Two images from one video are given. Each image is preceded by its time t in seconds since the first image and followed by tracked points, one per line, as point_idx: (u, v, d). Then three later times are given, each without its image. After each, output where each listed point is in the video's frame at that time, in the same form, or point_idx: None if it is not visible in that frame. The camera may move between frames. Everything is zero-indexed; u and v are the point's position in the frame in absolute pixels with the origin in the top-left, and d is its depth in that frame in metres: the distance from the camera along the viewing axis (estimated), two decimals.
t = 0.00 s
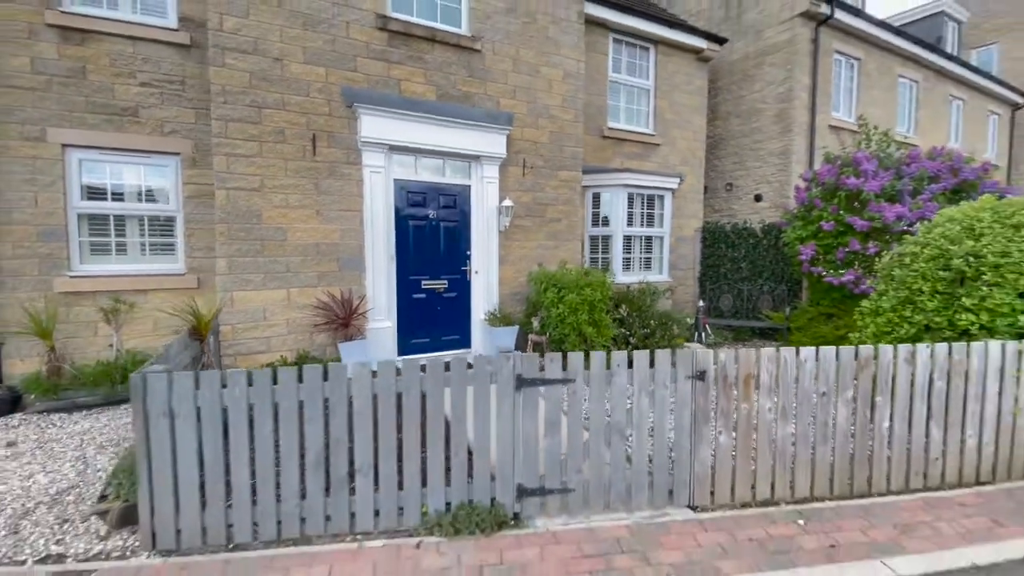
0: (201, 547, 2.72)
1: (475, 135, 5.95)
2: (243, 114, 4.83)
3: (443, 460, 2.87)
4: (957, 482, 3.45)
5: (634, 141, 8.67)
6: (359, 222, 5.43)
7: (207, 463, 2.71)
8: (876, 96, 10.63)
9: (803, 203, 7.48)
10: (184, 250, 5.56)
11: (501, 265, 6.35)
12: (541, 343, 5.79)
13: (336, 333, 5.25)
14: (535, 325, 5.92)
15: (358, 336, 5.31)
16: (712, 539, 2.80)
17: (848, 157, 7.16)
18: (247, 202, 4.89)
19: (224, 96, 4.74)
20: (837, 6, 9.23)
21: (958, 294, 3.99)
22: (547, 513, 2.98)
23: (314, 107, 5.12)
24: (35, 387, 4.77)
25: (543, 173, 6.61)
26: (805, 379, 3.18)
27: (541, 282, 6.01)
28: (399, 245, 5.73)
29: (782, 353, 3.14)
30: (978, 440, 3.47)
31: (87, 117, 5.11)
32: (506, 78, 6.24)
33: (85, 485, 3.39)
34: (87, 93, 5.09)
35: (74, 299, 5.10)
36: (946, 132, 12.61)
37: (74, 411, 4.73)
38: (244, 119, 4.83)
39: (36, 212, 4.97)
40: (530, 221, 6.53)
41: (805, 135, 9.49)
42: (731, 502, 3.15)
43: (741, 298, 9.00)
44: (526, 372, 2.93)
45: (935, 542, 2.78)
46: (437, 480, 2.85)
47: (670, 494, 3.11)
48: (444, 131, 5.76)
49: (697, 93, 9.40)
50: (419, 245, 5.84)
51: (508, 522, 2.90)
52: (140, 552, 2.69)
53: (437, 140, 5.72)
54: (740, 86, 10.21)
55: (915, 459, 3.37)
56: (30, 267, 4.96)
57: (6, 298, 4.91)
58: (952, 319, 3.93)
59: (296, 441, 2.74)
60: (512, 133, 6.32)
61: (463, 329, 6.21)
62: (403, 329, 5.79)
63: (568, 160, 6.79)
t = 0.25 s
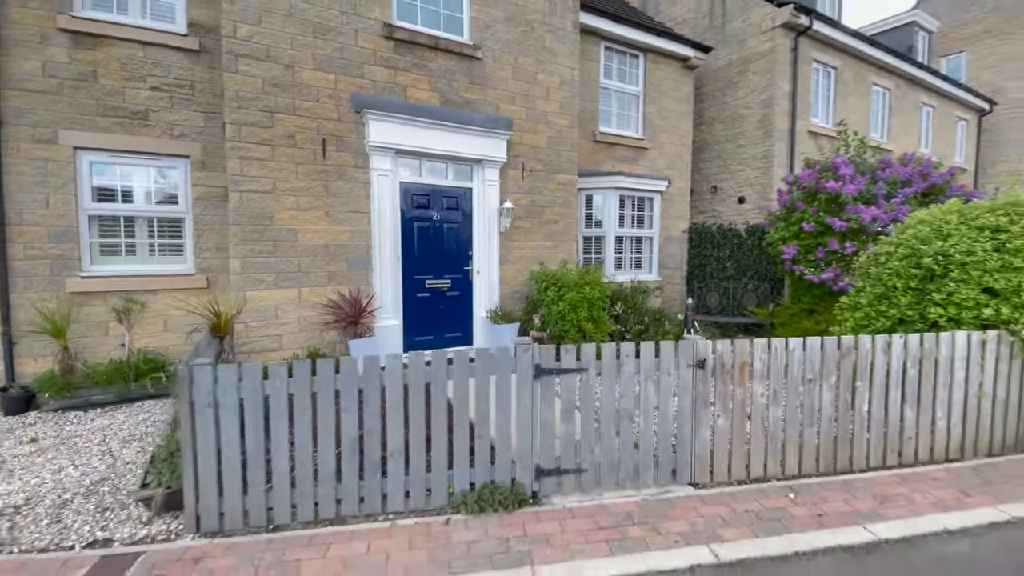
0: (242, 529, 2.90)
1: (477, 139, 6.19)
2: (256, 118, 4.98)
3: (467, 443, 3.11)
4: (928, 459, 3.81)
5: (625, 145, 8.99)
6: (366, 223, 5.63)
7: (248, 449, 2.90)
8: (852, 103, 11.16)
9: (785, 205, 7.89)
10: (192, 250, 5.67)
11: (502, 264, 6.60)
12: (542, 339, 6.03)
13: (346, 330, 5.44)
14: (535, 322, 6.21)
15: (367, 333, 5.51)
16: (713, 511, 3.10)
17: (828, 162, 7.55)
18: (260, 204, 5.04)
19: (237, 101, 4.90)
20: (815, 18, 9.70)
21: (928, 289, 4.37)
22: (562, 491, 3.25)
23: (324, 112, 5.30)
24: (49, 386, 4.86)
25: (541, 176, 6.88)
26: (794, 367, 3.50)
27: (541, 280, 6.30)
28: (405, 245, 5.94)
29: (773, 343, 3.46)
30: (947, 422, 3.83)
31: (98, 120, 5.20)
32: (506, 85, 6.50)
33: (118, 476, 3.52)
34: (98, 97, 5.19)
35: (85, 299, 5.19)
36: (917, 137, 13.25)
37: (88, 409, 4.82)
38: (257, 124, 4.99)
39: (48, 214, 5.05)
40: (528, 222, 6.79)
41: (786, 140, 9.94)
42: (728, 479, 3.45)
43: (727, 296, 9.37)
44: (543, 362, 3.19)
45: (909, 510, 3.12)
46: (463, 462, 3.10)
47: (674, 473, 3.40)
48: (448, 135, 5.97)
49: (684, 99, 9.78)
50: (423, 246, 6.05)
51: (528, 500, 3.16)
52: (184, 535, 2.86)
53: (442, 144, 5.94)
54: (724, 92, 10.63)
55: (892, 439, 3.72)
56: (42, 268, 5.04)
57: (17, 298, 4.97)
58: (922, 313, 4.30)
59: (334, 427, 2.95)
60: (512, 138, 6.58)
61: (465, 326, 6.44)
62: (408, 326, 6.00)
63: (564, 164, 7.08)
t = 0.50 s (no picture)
0: (286, 505, 3.11)
1: (483, 141, 6.43)
2: (273, 120, 5.17)
3: (493, 424, 3.36)
4: (907, 435, 4.18)
5: (619, 147, 9.32)
6: (378, 222, 5.84)
7: (291, 431, 3.11)
8: (832, 108, 11.67)
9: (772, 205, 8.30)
10: (206, 248, 5.81)
11: (505, 262, 6.86)
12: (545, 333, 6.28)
13: (359, 325, 5.65)
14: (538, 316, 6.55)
15: (379, 328, 5.71)
16: (718, 482, 3.40)
17: (812, 164, 7.95)
18: (277, 203, 5.22)
19: (255, 104, 5.08)
20: (798, 27, 10.16)
21: (906, 282, 4.75)
22: (579, 467, 3.53)
23: (338, 115, 5.51)
24: (70, 381, 4.97)
25: (542, 177, 7.15)
26: (788, 352, 3.84)
27: (544, 276, 6.66)
28: (413, 243, 6.16)
29: (769, 330, 3.79)
30: (924, 401, 4.20)
31: (115, 120, 5.32)
32: (509, 89, 6.77)
33: (154, 462, 3.67)
34: (115, 98, 5.30)
35: (103, 295, 5.31)
36: (893, 141, 13.87)
37: (107, 403, 4.94)
38: (274, 125, 5.17)
39: (66, 212, 5.15)
40: (530, 221, 7.06)
41: (771, 143, 10.38)
42: (729, 456, 3.76)
43: (716, 292, 9.72)
44: (562, 348, 3.47)
45: (891, 479, 3.46)
46: (489, 441, 3.36)
47: (680, 450, 3.70)
48: (455, 137, 6.21)
49: (675, 102, 10.15)
50: (431, 244, 6.29)
51: (549, 475, 3.43)
52: (232, 512, 3.05)
53: (449, 146, 6.17)
54: (711, 97, 11.05)
55: (875, 418, 4.08)
56: (61, 265, 5.14)
57: (36, 295, 5.08)
58: (901, 303, 4.65)
59: (371, 409, 3.19)
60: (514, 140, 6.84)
61: (471, 322, 6.68)
62: (417, 322, 6.23)
63: (563, 165, 7.36)
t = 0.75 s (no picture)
0: (327, 489, 3.32)
1: (490, 145, 6.68)
2: (292, 125, 5.35)
3: (517, 411, 3.63)
4: (893, 420, 4.52)
5: (615, 151, 9.63)
6: (390, 223, 6.05)
7: (331, 418, 3.34)
8: (816, 114, 12.16)
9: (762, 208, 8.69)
10: (221, 249, 5.96)
11: (510, 262, 7.11)
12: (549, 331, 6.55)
13: (373, 323, 5.85)
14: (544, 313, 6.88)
15: (393, 325, 5.91)
16: (724, 464, 3.70)
17: (800, 169, 8.34)
18: (295, 205, 5.40)
19: (275, 110, 5.26)
20: (785, 36, 10.59)
21: (891, 279, 5.11)
22: (596, 451, 3.80)
23: (352, 121, 5.72)
24: (92, 378, 5.10)
25: (544, 180, 7.42)
26: (786, 343, 4.16)
27: (548, 276, 7.02)
28: (423, 244, 6.39)
29: (768, 323, 4.10)
30: (908, 389, 4.55)
31: (134, 124, 5.44)
32: (513, 95, 7.03)
33: (191, 452, 3.83)
34: (134, 102, 5.43)
35: (122, 295, 5.43)
36: (873, 145, 14.45)
37: (129, 399, 5.07)
38: (292, 130, 5.36)
39: (86, 213, 5.27)
40: (534, 223, 7.33)
41: (760, 148, 10.80)
42: (733, 440, 4.06)
43: (710, 292, 10.16)
44: (580, 341, 3.75)
45: (879, 459, 3.80)
46: (514, 427, 3.61)
47: (688, 435, 3.99)
48: (464, 142, 6.44)
49: (667, 108, 10.51)
50: (440, 245, 6.53)
51: (569, 459, 3.69)
52: (276, 496, 3.25)
53: (458, 150, 6.40)
54: (702, 103, 11.45)
55: (865, 404, 4.41)
56: (82, 265, 5.26)
57: (57, 294, 5.18)
58: (885, 299, 5.06)
59: (406, 399, 3.42)
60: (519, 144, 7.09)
61: (477, 320, 6.92)
62: (427, 320, 6.46)
63: (564, 168, 7.64)
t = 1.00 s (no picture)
0: (362, 472, 3.55)
1: (496, 149, 6.93)
2: (310, 130, 5.56)
3: (536, 398, 3.90)
4: (880, 407, 4.85)
5: (613, 154, 9.93)
6: (402, 224, 6.27)
7: (366, 406, 3.57)
8: (804, 119, 12.60)
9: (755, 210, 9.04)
10: (237, 249, 6.13)
11: (515, 262, 7.36)
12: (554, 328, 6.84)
13: (386, 321, 6.05)
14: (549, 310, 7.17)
15: (405, 322, 6.12)
16: (728, 447, 3.98)
17: (790, 172, 8.72)
18: (313, 207, 5.60)
19: (294, 115, 5.46)
20: (774, 45, 10.99)
21: (877, 276, 5.46)
22: (609, 437, 4.06)
23: (367, 125, 5.94)
24: (116, 375, 5.25)
25: (547, 183, 7.69)
26: (783, 335, 4.46)
27: (552, 275, 7.38)
28: (433, 244, 6.62)
29: (767, 316, 4.41)
30: (895, 378, 4.89)
31: (155, 127, 5.60)
32: (518, 101, 7.29)
33: (226, 442, 4.02)
34: (155, 106, 5.59)
35: (143, 294, 5.58)
36: (858, 149, 14.96)
37: (152, 394, 5.23)
38: (310, 134, 5.56)
39: (108, 214, 5.42)
40: (537, 224, 7.59)
41: (751, 151, 11.18)
42: (735, 426, 4.35)
43: (704, 291, 10.55)
44: (594, 334, 4.01)
45: (868, 441, 4.12)
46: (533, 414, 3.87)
47: (693, 421, 4.27)
48: (472, 146, 6.68)
49: (662, 113, 10.85)
50: (448, 245, 6.77)
51: (584, 444, 3.95)
52: (315, 479, 3.47)
53: (466, 154, 6.64)
54: (695, 108, 11.82)
55: (855, 392, 4.73)
56: (104, 265, 5.41)
57: (80, 293, 5.33)
58: (873, 295, 5.40)
59: (434, 387, 3.67)
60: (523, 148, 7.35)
61: (484, 317, 7.17)
62: (436, 317, 6.71)
63: (566, 171, 7.92)
